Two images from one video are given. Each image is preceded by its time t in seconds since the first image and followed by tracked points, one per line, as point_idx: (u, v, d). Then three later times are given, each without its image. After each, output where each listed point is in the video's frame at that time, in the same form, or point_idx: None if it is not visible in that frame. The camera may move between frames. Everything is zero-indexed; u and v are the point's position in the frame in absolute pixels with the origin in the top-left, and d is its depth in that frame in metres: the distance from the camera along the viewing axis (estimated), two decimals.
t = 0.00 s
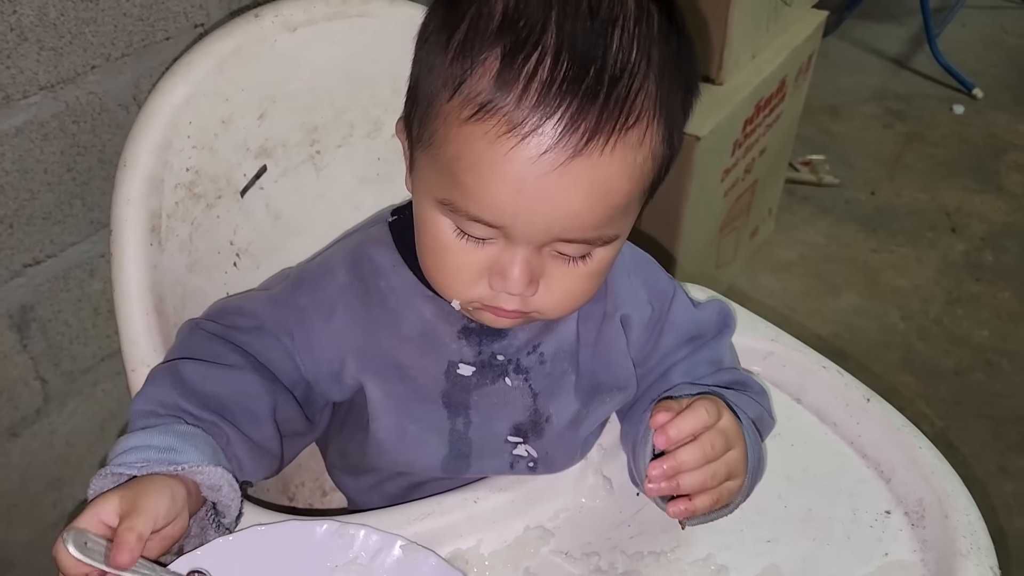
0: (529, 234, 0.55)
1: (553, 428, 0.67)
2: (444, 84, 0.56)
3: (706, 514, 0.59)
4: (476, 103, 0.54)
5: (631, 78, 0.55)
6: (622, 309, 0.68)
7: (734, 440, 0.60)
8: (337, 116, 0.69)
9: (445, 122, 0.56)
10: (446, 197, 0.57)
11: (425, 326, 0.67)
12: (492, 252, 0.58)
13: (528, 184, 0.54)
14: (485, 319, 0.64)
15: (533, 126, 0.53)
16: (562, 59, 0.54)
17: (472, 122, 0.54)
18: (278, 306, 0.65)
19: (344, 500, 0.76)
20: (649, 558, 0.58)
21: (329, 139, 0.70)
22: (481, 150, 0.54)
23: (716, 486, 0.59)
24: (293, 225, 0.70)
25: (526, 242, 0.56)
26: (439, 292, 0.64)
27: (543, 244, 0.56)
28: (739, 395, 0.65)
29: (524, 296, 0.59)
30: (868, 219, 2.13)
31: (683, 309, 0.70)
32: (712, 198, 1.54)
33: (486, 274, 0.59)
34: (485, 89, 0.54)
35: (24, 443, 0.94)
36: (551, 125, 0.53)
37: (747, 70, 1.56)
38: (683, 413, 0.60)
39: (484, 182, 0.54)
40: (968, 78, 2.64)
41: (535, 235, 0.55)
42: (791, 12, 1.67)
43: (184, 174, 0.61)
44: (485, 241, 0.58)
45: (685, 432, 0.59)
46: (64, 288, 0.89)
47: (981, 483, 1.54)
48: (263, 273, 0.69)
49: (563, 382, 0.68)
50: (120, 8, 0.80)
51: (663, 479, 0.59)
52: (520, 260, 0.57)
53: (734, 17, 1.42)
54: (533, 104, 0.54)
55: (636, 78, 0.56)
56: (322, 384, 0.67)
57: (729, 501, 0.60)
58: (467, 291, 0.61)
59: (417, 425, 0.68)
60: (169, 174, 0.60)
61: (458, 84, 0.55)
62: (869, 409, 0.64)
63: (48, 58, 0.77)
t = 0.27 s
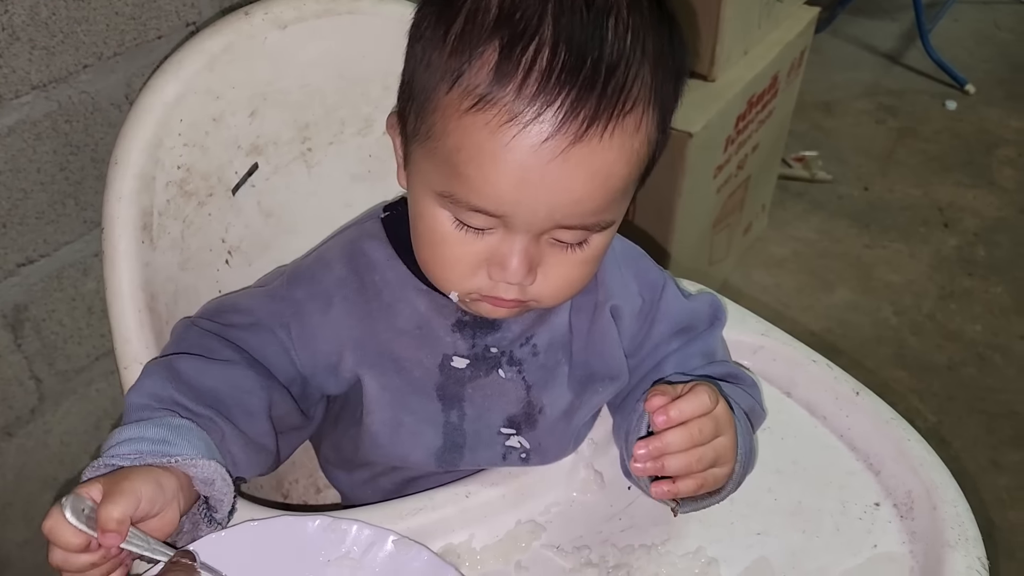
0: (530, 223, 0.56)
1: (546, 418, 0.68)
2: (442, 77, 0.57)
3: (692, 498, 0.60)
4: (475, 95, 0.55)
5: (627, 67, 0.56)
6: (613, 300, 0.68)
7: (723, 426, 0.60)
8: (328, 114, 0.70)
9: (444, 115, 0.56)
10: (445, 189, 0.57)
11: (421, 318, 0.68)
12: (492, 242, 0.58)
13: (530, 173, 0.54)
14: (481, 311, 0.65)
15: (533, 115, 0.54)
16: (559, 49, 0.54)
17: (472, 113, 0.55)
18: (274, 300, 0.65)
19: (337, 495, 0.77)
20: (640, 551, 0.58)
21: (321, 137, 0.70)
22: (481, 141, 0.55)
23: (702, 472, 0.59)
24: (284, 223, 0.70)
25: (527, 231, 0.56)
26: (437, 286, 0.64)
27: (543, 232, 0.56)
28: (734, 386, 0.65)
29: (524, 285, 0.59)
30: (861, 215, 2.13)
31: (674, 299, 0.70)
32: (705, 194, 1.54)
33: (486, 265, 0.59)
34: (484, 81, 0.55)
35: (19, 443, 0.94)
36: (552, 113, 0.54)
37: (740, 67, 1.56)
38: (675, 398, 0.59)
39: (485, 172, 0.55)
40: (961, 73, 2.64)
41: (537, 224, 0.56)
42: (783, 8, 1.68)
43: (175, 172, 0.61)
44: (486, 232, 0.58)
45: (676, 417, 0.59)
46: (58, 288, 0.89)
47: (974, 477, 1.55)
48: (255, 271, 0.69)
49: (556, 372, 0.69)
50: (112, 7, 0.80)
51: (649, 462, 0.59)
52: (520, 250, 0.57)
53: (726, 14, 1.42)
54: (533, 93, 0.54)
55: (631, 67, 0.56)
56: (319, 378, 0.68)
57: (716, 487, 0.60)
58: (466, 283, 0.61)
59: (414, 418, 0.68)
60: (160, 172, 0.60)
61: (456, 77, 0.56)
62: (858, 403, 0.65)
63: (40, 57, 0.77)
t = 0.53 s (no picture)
0: (524, 220, 0.55)
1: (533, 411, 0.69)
2: (430, 78, 0.56)
3: (707, 466, 0.61)
4: (466, 96, 0.54)
5: (614, 61, 0.56)
6: (604, 288, 0.69)
7: (742, 396, 0.62)
8: (314, 113, 0.69)
9: (432, 115, 0.56)
10: (437, 189, 0.57)
11: (408, 315, 0.69)
12: (485, 240, 0.58)
13: (524, 171, 0.54)
14: (471, 307, 0.65)
15: (526, 113, 0.54)
16: (548, 46, 0.54)
17: (464, 114, 0.54)
18: (259, 294, 0.65)
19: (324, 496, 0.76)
20: (628, 548, 0.58)
21: (306, 136, 0.70)
22: (473, 141, 0.54)
23: (719, 437, 0.61)
24: (269, 223, 0.70)
25: (520, 228, 0.56)
26: (426, 282, 0.64)
27: (537, 228, 0.56)
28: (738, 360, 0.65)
29: (518, 280, 0.59)
30: (854, 210, 2.14)
31: (666, 283, 0.71)
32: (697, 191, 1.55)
33: (479, 262, 0.59)
34: (475, 81, 0.54)
35: (9, 445, 0.94)
36: (543, 111, 0.54)
37: (731, 63, 1.56)
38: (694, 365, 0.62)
39: (479, 172, 0.54)
40: (953, 69, 2.65)
41: (530, 221, 0.56)
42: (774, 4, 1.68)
43: (160, 172, 0.61)
44: (478, 230, 0.58)
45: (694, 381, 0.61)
46: (46, 290, 0.89)
47: (967, 471, 1.55)
48: (241, 272, 0.69)
49: (545, 364, 0.70)
50: (98, 6, 0.80)
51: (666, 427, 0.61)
52: (515, 246, 0.57)
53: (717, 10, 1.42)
54: (524, 92, 0.54)
55: (618, 61, 0.56)
56: (307, 375, 0.68)
57: (727, 459, 0.61)
58: (459, 279, 0.61)
59: (401, 414, 0.69)
60: (145, 173, 0.60)
61: (445, 78, 0.55)
62: (846, 398, 0.64)
63: (26, 58, 0.76)
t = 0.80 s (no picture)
0: (533, 205, 0.56)
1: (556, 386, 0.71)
2: (434, 71, 0.56)
3: (751, 392, 0.65)
4: (471, 86, 0.55)
5: (613, 46, 0.57)
6: (617, 256, 0.73)
7: (770, 313, 0.66)
8: (313, 105, 0.70)
9: (438, 107, 0.56)
10: (447, 180, 0.57)
11: (429, 295, 0.70)
12: (494, 227, 0.58)
13: (533, 156, 0.54)
14: (480, 292, 0.65)
15: (531, 100, 0.54)
16: (549, 34, 0.55)
17: (471, 104, 0.55)
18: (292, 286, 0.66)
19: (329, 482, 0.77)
20: (629, 533, 0.59)
21: (305, 129, 0.70)
22: (481, 130, 0.55)
23: (761, 356, 0.65)
24: (269, 215, 0.70)
25: (529, 213, 0.57)
26: (439, 271, 0.64)
27: (547, 212, 0.57)
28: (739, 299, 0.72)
29: (528, 264, 0.60)
30: (849, 203, 2.15)
31: (671, 244, 0.76)
32: (693, 183, 1.55)
33: (490, 249, 0.59)
34: (480, 71, 0.55)
35: (11, 442, 0.94)
36: (548, 97, 0.54)
37: (726, 56, 1.57)
38: (720, 296, 0.66)
39: (488, 160, 0.55)
40: (946, 61, 2.66)
41: (540, 205, 0.56)
42: None
43: (161, 164, 0.62)
44: (487, 217, 0.58)
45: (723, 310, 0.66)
46: (45, 286, 0.89)
47: (964, 460, 1.56)
48: (243, 264, 0.69)
49: (561, 341, 0.72)
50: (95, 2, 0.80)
51: (710, 362, 0.67)
52: (526, 231, 0.57)
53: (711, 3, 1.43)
54: (528, 79, 0.54)
55: (617, 45, 0.57)
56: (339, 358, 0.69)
57: (767, 383, 0.66)
58: (470, 267, 0.61)
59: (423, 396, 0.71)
60: (146, 165, 0.61)
61: (450, 70, 0.56)
62: (843, 383, 0.65)
63: (25, 54, 0.77)
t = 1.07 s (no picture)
0: (531, 210, 0.55)
1: (551, 380, 0.71)
2: (426, 81, 0.55)
3: (772, 349, 0.66)
4: (466, 96, 0.54)
5: (603, 46, 0.56)
6: (610, 245, 0.72)
7: (780, 271, 0.65)
8: (293, 109, 0.69)
9: (430, 117, 0.55)
10: (443, 191, 0.56)
11: (425, 306, 0.67)
12: (491, 233, 0.57)
13: (532, 163, 0.54)
14: (476, 299, 0.64)
15: (527, 107, 0.53)
16: (541, 39, 0.54)
17: (467, 114, 0.53)
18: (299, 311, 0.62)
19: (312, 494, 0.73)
20: (613, 538, 0.58)
21: (285, 132, 0.69)
22: (478, 138, 0.54)
23: (785, 312, 0.64)
24: (249, 219, 0.69)
25: (526, 218, 0.56)
26: (433, 279, 0.63)
27: (543, 215, 0.56)
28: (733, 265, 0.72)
29: (525, 268, 0.59)
30: (838, 201, 2.15)
31: (660, 224, 0.75)
32: (681, 183, 1.55)
33: (487, 256, 0.58)
34: (474, 80, 0.54)
35: None
36: (543, 103, 0.53)
37: (713, 56, 1.56)
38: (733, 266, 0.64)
39: (487, 169, 0.54)
40: (934, 59, 2.66)
41: (538, 210, 0.55)
42: None
43: (138, 169, 0.61)
44: (484, 225, 0.57)
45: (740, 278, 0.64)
46: (24, 292, 0.88)
47: (953, 459, 1.56)
48: (224, 269, 0.68)
49: (557, 340, 0.71)
50: (73, 4, 0.79)
51: (738, 333, 0.65)
52: (524, 236, 0.57)
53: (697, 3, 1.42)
54: (523, 86, 0.53)
55: (605, 45, 0.56)
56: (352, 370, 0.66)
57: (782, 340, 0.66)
58: (466, 274, 0.60)
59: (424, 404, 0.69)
60: (122, 170, 0.60)
61: (442, 79, 0.54)
62: (829, 384, 0.65)
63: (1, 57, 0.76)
